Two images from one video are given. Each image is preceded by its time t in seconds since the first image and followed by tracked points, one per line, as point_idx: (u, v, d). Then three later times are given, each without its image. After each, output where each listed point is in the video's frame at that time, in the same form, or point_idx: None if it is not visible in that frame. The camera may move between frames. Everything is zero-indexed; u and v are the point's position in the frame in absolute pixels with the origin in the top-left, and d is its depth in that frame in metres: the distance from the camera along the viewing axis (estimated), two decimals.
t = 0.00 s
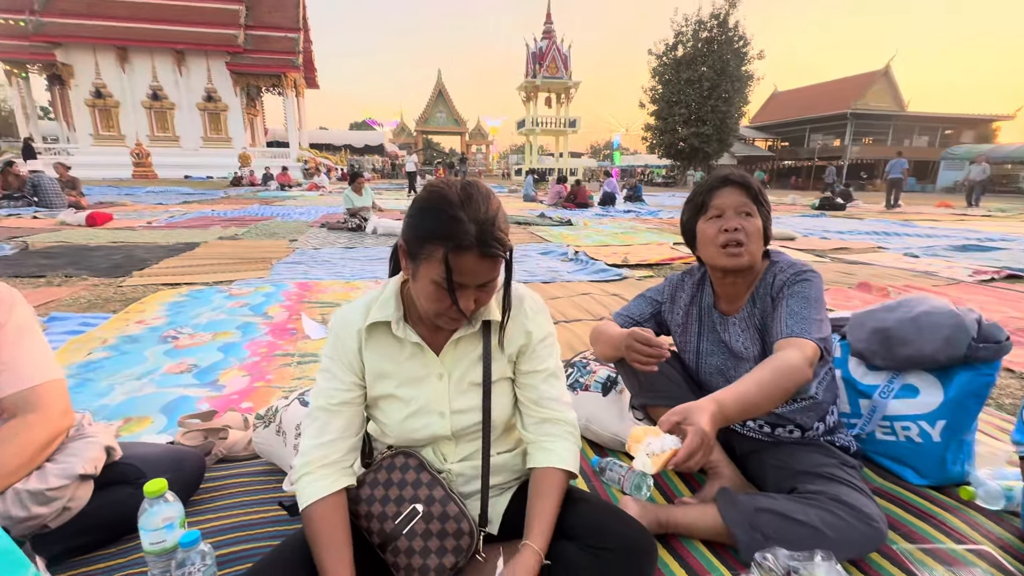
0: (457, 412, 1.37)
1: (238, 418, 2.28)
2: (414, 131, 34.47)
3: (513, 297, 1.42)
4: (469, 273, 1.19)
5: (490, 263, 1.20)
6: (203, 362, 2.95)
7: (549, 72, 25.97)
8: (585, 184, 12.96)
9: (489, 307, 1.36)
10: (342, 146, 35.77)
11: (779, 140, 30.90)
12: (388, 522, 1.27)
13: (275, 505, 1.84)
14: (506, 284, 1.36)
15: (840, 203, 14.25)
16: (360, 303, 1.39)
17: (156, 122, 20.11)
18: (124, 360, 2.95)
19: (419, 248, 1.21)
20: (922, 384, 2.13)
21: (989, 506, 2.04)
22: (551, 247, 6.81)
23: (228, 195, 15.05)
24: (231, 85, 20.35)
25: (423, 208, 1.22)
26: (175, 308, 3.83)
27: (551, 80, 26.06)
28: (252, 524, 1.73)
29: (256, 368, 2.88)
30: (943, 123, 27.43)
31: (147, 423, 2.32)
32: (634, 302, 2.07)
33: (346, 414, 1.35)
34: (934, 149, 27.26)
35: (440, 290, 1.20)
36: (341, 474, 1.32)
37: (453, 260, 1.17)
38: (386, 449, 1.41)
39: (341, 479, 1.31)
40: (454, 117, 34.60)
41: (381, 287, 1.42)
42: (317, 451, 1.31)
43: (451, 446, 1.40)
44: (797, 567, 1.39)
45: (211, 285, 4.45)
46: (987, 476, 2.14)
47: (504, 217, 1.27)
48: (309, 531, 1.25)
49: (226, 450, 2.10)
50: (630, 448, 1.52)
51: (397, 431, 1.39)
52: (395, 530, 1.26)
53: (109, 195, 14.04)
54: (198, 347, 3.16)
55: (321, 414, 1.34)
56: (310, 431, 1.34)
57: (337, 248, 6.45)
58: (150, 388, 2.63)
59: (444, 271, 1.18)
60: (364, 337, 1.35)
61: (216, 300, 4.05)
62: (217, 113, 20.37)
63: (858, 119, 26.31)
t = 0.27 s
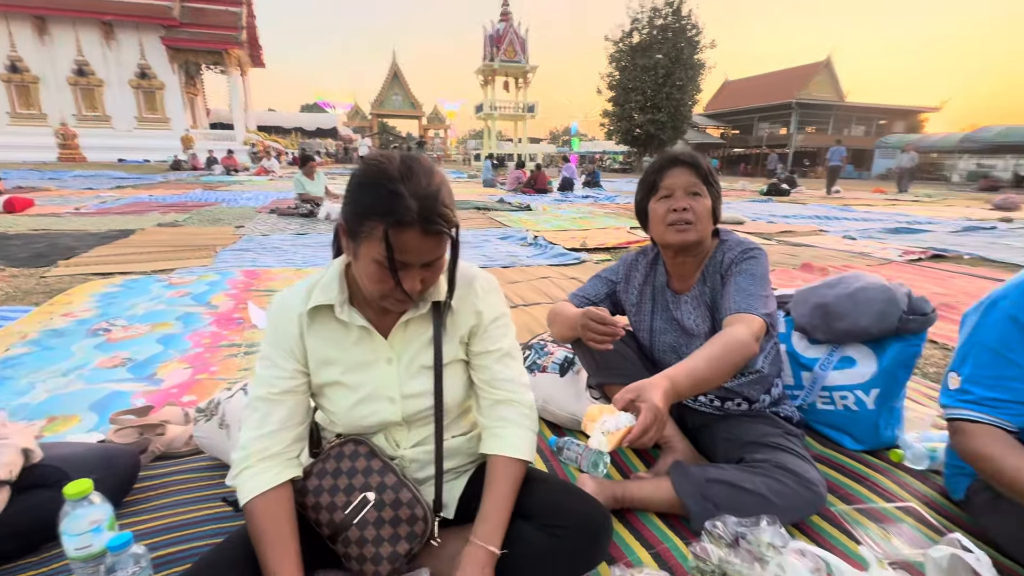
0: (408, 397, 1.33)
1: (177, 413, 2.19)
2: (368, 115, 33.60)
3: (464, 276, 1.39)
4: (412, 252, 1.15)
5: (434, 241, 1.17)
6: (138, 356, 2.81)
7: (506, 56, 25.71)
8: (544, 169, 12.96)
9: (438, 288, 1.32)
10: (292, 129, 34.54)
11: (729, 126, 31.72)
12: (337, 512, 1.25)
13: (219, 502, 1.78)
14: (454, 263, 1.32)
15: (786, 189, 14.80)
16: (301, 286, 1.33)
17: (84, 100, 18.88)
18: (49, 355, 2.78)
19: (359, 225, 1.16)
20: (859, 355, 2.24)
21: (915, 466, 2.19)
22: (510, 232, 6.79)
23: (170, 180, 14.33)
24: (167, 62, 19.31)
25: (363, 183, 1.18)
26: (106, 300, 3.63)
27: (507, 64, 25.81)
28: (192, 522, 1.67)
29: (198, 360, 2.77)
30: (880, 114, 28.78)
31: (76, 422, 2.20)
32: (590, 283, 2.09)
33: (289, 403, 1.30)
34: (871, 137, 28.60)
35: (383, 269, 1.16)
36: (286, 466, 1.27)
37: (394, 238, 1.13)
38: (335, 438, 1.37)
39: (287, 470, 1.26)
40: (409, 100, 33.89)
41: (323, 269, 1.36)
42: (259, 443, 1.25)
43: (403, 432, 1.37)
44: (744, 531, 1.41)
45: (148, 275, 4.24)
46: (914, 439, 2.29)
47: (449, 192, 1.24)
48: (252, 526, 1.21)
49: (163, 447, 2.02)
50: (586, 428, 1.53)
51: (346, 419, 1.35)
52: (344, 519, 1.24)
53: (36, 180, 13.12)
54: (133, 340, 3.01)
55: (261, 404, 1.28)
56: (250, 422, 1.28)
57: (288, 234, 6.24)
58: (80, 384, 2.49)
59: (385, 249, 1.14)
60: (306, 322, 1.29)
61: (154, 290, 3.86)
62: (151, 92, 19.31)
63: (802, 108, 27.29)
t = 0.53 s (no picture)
0: (349, 390, 1.26)
1: (99, 415, 2.05)
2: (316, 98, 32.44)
3: (410, 261, 1.31)
4: (342, 226, 1.06)
5: (368, 214, 1.07)
6: (56, 354, 2.62)
7: (459, 39, 25.27)
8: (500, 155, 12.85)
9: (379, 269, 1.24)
10: (235, 113, 32.99)
11: (679, 113, 32.35)
12: (278, 514, 1.18)
13: (147, 510, 1.68)
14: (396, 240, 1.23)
15: (733, 175, 15.25)
16: (227, 272, 1.23)
17: None
18: None
19: (283, 197, 1.07)
20: (804, 331, 2.32)
21: (855, 435, 2.29)
22: (466, 218, 6.71)
23: (100, 166, 13.42)
24: (86, 36, 18.08)
25: (286, 151, 1.08)
26: (19, 294, 3.37)
27: (461, 47, 25.37)
28: (116, 534, 1.57)
29: (125, 358, 2.61)
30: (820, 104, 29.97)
31: None
32: (546, 265, 2.07)
33: (219, 399, 1.21)
34: (811, 126, 29.81)
35: (313, 247, 1.07)
36: (217, 467, 1.19)
37: (321, 211, 1.04)
38: (272, 435, 1.30)
39: (218, 472, 1.19)
40: (359, 83, 32.90)
41: (253, 252, 1.26)
42: (185, 444, 1.17)
43: (347, 426, 1.30)
44: (701, 507, 1.36)
45: (66, 266, 3.98)
46: (853, 409, 2.40)
47: (384, 162, 1.14)
48: (179, 536, 1.13)
49: (82, 452, 1.88)
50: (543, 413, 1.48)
51: (283, 415, 1.27)
52: (286, 521, 1.18)
53: None
54: (50, 337, 2.80)
55: (185, 402, 1.19)
56: (173, 422, 1.19)
57: (231, 222, 5.95)
58: None
59: (311, 224, 1.05)
60: (233, 311, 1.20)
61: (75, 283, 3.60)
62: (69, 69, 18.03)
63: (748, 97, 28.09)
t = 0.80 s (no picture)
0: (285, 400, 1.18)
1: (11, 428, 1.90)
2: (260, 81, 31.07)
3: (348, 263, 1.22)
4: (263, 221, 0.96)
5: (293, 207, 0.97)
6: None
7: (410, 21, 24.66)
8: (454, 141, 12.69)
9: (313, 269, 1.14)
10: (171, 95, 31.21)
11: (631, 99, 32.76)
12: (211, 531, 1.11)
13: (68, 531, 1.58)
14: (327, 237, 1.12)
15: (683, 162, 15.59)
16: (142, 273, 1.12)
17: None
18: None
19: (194, 190, 0.96)
20: (751, 313, 2.38)
21: (799, 412, 2.39)
22: (420, 206, 6.58)
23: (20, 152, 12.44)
24: None
25: (194, 137, 0.97)
26: None
27: (411, 30, 24.77)
28: (31, 559, 1.47)
29: (44, 364, 2.43)
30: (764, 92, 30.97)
31: None
32: (499, 254, 2.04)
33: (138, 411, 1.13)
34: (756, 114, 30.80)
35: (231, 245, 0.97)
36: (140, 485, 1.11)
37: (238, 205, 0.94)
38: (203, 445, 1.22)
39: (140, 491, 1.10)
40: (306, 65, 31.70)
41: (172, 251, 1.16)
42: (101, 462, 1.09)
43: (288, 435, 1.23)
44: (656, 494, 1.39)
45: None
46: (796, 386, 2.50)
47: (312, 147, 1.04)
48: (98, 560, 1.06)
49: None
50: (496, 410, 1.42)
51: (212, 426, 1.19)
52: (222, 538, 1.10)
53: None
54: None
55: (98, 416, 1.10)
56: (85, 439, 1.10)
57: (167, 213, 5.63)
58: None
59: (226, 220, 0.95)
60: (148, 317, 1.11)
61: None
62: None
63: (697, 85, 28.72)
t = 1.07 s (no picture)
0: (211, 417, 1.07)
1: None
2: (201, 60, 29.52)
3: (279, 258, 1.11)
4: (164, 228, 0.85)
5: (198, 210, 0.87)
6: None
7: None
8: (408, 125, 12.42)
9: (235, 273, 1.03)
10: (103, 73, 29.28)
11: (587, 85, 32.86)
12: (131, 566, 0.99)
13: None
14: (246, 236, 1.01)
15: (639, 148, 15.77)
16: (27, 284, 0.97)
17: None
18: None
19: (77, 195, 0.85)
20: (704, 301, 2.42)
21: (751, 396, 2.44)
22: (373, 193, 6.41)
23: None
24: None
25: (70, 132, 0.83)
26: None
27: (362, 9, 23.98)
28: None
29: None
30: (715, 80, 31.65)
31: None
32: (452, 246, 1.98)
33: (34, 440, 1.00)
34: (707, 101, 31.47)
35: (128, 257, 0.87)
36: (40, 523, 0.98)
37: (130, 212, 0.83)
38: (116, 472, 1.09)
39: (39, 529, 0.98)
40: (251, 44, 30.29)
41: (64, 258, 1.02)
42: None
43: (217, 452, 1.12)
44: (613, 489, 1.39)
45: None
46: (748, 371, 2.56)
47: (217, 137, 0.91)
48: None
49: None
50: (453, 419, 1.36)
51: (127, 451, 1.07)
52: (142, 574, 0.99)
53: None
54: None
55: None
56: None
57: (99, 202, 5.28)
58: None
59: (117, 229, 0.84)
60: (38, 335, 0.97)
61: None
62: None
63: (651, 72, 29.07)
